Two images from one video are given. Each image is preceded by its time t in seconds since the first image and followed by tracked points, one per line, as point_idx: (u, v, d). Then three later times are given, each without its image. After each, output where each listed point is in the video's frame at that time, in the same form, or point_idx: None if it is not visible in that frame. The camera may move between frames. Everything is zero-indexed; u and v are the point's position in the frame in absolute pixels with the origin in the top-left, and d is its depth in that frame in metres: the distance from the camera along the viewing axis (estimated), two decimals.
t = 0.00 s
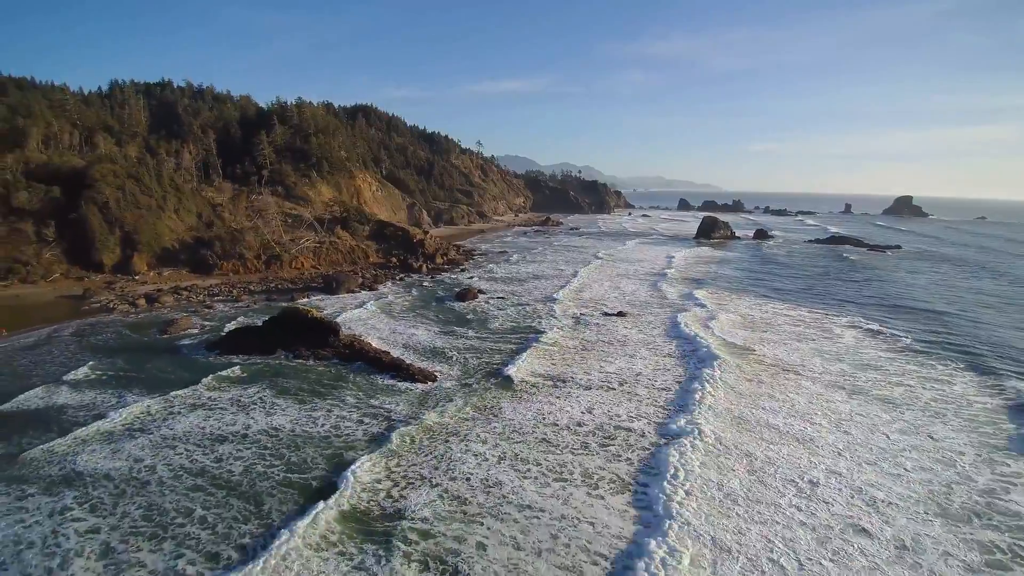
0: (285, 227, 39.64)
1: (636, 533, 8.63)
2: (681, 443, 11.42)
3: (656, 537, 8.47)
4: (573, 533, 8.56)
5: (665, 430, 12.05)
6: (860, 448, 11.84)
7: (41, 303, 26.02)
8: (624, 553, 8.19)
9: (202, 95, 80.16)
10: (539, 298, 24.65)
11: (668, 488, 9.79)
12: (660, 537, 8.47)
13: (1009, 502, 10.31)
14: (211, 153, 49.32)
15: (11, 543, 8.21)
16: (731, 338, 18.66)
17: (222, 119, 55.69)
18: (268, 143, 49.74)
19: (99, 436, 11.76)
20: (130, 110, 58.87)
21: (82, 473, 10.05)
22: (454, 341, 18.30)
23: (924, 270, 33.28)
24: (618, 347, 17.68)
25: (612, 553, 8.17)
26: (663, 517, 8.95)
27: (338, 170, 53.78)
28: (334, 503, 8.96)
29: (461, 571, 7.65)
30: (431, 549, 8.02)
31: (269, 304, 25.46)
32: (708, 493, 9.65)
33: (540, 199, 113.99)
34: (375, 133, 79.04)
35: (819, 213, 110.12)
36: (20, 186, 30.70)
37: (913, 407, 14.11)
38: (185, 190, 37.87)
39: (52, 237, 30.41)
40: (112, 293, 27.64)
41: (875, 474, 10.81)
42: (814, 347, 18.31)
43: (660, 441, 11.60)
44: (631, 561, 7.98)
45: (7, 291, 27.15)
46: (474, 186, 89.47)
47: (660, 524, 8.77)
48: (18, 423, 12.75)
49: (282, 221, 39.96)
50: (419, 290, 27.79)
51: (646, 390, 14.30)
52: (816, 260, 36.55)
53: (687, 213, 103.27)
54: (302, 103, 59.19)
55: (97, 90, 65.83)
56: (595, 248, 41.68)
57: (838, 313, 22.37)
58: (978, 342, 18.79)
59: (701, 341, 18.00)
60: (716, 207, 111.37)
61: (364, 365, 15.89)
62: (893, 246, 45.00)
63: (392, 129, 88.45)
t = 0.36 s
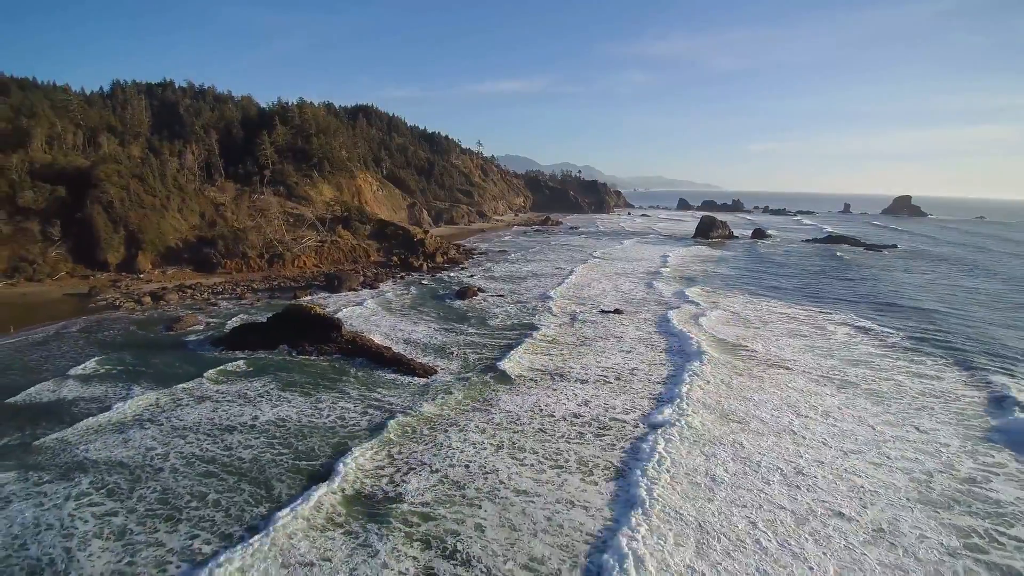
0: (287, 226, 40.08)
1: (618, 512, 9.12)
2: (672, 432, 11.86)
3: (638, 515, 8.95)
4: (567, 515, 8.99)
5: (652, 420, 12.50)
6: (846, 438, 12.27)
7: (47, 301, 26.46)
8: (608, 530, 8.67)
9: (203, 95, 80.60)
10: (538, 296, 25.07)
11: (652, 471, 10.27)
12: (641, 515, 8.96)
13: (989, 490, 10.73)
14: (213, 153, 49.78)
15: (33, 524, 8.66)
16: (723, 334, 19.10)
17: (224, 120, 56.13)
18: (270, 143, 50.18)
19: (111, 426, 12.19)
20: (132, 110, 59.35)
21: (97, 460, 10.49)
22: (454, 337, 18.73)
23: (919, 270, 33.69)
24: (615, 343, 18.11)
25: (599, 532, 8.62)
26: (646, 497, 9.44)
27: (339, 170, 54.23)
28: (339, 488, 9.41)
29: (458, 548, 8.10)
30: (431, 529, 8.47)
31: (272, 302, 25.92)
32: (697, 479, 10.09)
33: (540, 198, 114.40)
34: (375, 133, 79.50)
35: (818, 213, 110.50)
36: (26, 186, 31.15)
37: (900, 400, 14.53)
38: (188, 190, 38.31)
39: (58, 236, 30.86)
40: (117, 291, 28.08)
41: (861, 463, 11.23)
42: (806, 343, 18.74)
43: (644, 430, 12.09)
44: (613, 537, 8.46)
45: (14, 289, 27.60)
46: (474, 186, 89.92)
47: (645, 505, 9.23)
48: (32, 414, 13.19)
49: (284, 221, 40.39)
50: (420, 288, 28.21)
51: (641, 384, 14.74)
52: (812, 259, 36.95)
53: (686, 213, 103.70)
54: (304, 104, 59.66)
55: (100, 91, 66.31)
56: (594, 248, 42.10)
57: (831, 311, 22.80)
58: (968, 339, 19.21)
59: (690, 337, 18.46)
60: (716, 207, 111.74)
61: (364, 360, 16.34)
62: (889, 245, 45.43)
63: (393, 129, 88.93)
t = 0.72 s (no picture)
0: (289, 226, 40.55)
1: (597, 490, 9.74)
2: (662, 422, 12.35)
3: (615, 493, 9.54)
4: (561, 498, 9.47)
5: (639, 409, 12.98)
6: (832, 429, 12.74)
7: (54, 299, 26.94)
8: (587, 506, 9.27)
9: (204, 95, 81.00)
10: (536, 293, 25.54)
11: (632, 454, 10.86)
12: (618, 492, 9.58)
13: (967, 477, 11.19)
14: (215, 153, 50.24)
15: (55, 506, 9.15)
16: (715, 330, 19.59)
17: (225, 120, 56.57)
18: (271, 143, 50.61)
19: (124, 416, 12.66)
20: (135, 110, 59.75)
21: (112, 448, 10.97)
22: (453, 333, 19.20)
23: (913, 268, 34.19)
24: (610, 339, 18.58)
25: (581, 509, 9.19)
26: (625, 478, 10.03)
27: (340, 170, 54.72)
28: (344, 472, 9.89)
29: (457, 527, 8.58)
30: (429, 509, 8.97)
31: (275, 299, 26.40)
32: (686, 465, 10.57)
33: (540, 198, 114.88)
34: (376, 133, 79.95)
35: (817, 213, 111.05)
36: (32, 186, 31.60)
37: (886, 393, 15.00)
38: (191, 190, 38.77)
39: (64, 235, 31.33)
40: (122, 289, 28.56)
41: (845, 452, 11.69)
42: (796, 339, 19.23)
43: (630, 418, 12.61)
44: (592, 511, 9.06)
45: (21, 287, 28.07)
46: (474, 186, 90.39)
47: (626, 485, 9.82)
48: (45, 406, 13.66)
49: (286, 220, 40.86)
50: (420, 286, 28.68)
51: (635, 378, 15.20)
52: (808, 258, 37.42)
53: (685, 212, 104.22)
54: (304, 104, 60.10)
55: (102, 91, 66.65)
56: (592, 247, 42.55)
57: (823, 308, 23.27)
58: (956, 335, 19.68)
59: (677, 332, 18.96)
60: (715, 207, 112.17)
61: (365, 354, 16.82)
62: (885, 245, 45.90)
63: (393, 129, 89.37)
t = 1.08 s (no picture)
0: (291, 225, 41.02)
1: (576, 472, 10.26)
2: (654, 413, 12.81)
3: (594, 475, 10.09)
4: (556, 482, 9.94)
5: (632, 400, 13.46)
6: (819, 420, 13.19)
7: (61, 296, 27.45)
8: (567, 486, 9.79)
9: (206, 96, 81.43)
10: (535, 291, 26.00)
11: (610, 440, 11.42)
12: (596, 474, 10.12)
13: (946, 464, 11.63)
14: (217, 153, 50.72)
15: (74, 489, 9.64)
16: (708, 327, 20.05)
17: (227, 121, 57.11)
18: (273, 143, 51.11)
19: (135, 407, 13.13)
20: (137, 110, 60.26)
21: (126, 436, 11.46)
22: (453, 330, 19.66)
23: (907, 268, 34.62)
24: (607, 335, 19.06)
25: (573, 490, 9.66)
26: (603, 461, 10.57)
27: (341, 170, 55.22)
28: (348, 459, 10.37)
29: (456, 509, 9.05)
30: (428, 491, 9.47)
31: (278, 297, 26.89)
32: (676, 453, 11.04)
33: (540, 198, 115.34)
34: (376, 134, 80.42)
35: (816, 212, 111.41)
36: (38, 186, 32.08)
37: (872, 386, 15.45)
38: (194, 190, 39.27)
39: (69, 234, 31.84)
40: (128, 287, 29.03)
41: (830, 442, 12.15)
42: (788, 335, 19.69)
43: (618, 408, 13.10)
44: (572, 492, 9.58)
45: (28, 285, 28.55)
46: (474, 186, 90.86)
47: (605, 467, 10.35)
48: (58, 398, 14.12)
49: (288, 220, 41.34)
50: (420, 285, 29.11)
51: (629, 370, 15.67)
52: (803, 257, 37.88)
53: (685, 212, 104.69)
54: (305, 105, 60.59)
55: (104, 91, 67.13)
56: (591, 246, 43.01)
57: (816, 306, 23.72)
58: (945, 332, 20.12)
59: (664, 329, 19.39)
60: (714, 207, 112.56)
61: (367, 349, 17.29)
62: (881, 244, 46.37)
63: (393, 130, 89.85)
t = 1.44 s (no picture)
0: (293, 224, 41.50)
1: (554, 456, 10.82)
2: (646, 405, 13.29)
3: (588, 462, 10.54)
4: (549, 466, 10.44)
5: (627, 392, 13.94)
6: (807, 412, 13.66)
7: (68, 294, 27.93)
8: (546, 470, 10.35)
9: (207, 96, 81.84)
10: (533, 289, 26.48)
11: (604, 430, 11.88)
12: (572, 457, 10.71)
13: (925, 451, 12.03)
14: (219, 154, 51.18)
15: (91, 474, 10.10)
16: (702, 323, 20.51)
17: (229, 121, 57.56)
18: (275, 144, 51.59)
19: (146, 398, 13.63)
20: (140, 111, 60.68)
21: (139, 425, 11.95)
22: (453, 326, 20.11)
23: (902, 266, 35.07)
24: (603, 331, 19.54)
25: (568, 475, 10.12)
26: (578, 445, 11.17)
27: (343, 170, 55.70)
28: (354, 446, 10.87)
29: (455, 492, 9.54)
30: (428, 475, 9.98)
31: (281, 295, 27.38)
32: (666, 441, 11.53)
33: (540, 198, 115.79)
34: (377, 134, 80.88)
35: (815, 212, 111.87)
36: (44, 186, 32.53)
37: (860, 379, 15.89)
38: (198, 189, 39.74)
39: (75, 233, 32.30)
40: (133, 285, 29.52)
41: (817, 432, 12.60)
42: (780, 331, 20.15)
43: (613, 399, 13.56)
44: (549, 474, 10.15)
45: (35, 283, 29.03)
46: (474, 186, 91.34)
47: (588, 453, 10.89)
48: (70, 391, 14.60)
49: (291, 220, 41.82)
50: (420, 283, 29.57)
51: (625, 364, 16.14)
52: (798, 256, 38.36)
53: (684, 212, 105.16)
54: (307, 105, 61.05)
55: (106, 91, 67.52)
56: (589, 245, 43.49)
57: (809, 304, 24.19)
58: (935, 329, 20.57)
59: (649, 325, 19.85)
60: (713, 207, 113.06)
61: (369, 344, 17.78)
62: (877, 244, 46.82)
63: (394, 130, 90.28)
